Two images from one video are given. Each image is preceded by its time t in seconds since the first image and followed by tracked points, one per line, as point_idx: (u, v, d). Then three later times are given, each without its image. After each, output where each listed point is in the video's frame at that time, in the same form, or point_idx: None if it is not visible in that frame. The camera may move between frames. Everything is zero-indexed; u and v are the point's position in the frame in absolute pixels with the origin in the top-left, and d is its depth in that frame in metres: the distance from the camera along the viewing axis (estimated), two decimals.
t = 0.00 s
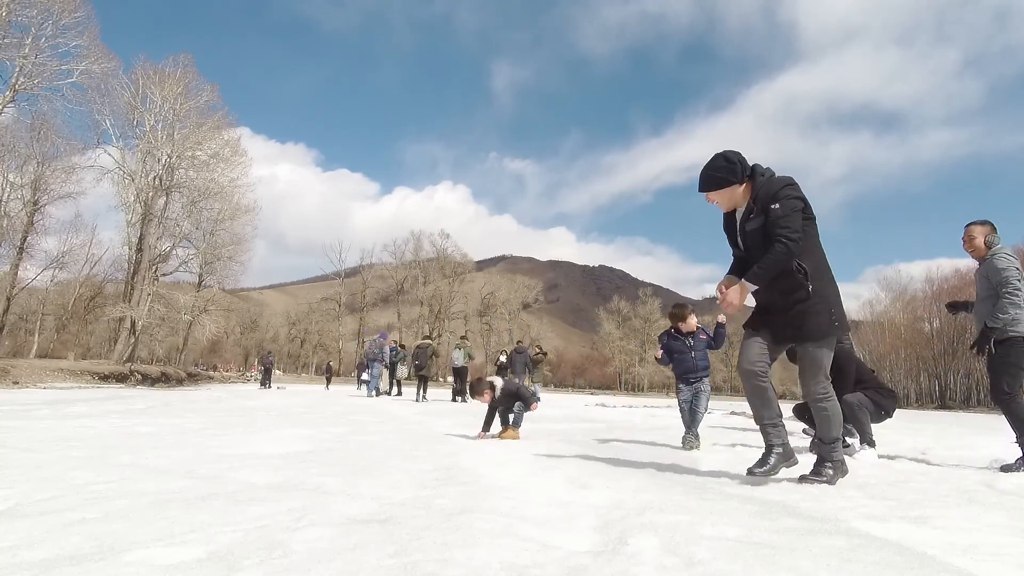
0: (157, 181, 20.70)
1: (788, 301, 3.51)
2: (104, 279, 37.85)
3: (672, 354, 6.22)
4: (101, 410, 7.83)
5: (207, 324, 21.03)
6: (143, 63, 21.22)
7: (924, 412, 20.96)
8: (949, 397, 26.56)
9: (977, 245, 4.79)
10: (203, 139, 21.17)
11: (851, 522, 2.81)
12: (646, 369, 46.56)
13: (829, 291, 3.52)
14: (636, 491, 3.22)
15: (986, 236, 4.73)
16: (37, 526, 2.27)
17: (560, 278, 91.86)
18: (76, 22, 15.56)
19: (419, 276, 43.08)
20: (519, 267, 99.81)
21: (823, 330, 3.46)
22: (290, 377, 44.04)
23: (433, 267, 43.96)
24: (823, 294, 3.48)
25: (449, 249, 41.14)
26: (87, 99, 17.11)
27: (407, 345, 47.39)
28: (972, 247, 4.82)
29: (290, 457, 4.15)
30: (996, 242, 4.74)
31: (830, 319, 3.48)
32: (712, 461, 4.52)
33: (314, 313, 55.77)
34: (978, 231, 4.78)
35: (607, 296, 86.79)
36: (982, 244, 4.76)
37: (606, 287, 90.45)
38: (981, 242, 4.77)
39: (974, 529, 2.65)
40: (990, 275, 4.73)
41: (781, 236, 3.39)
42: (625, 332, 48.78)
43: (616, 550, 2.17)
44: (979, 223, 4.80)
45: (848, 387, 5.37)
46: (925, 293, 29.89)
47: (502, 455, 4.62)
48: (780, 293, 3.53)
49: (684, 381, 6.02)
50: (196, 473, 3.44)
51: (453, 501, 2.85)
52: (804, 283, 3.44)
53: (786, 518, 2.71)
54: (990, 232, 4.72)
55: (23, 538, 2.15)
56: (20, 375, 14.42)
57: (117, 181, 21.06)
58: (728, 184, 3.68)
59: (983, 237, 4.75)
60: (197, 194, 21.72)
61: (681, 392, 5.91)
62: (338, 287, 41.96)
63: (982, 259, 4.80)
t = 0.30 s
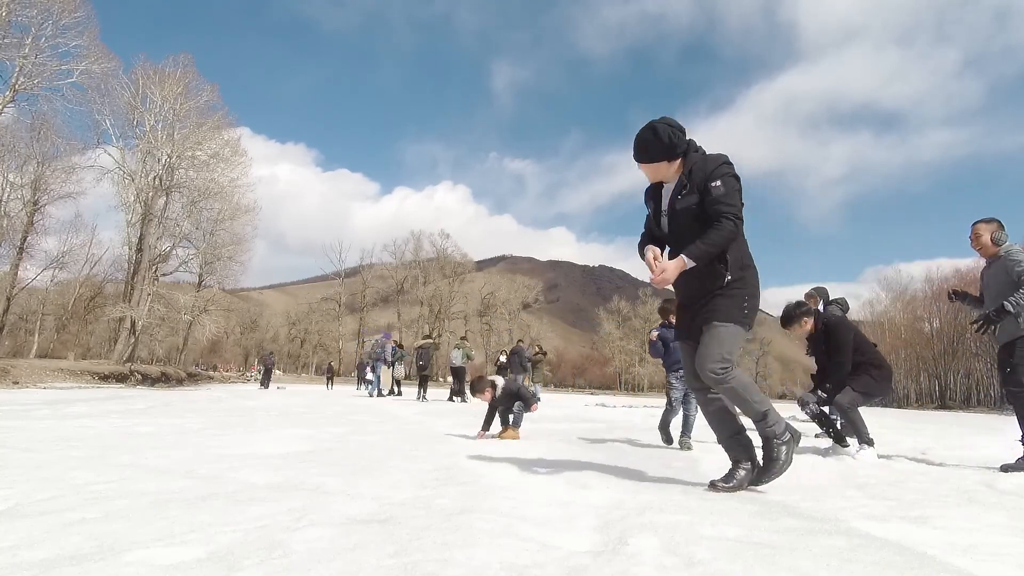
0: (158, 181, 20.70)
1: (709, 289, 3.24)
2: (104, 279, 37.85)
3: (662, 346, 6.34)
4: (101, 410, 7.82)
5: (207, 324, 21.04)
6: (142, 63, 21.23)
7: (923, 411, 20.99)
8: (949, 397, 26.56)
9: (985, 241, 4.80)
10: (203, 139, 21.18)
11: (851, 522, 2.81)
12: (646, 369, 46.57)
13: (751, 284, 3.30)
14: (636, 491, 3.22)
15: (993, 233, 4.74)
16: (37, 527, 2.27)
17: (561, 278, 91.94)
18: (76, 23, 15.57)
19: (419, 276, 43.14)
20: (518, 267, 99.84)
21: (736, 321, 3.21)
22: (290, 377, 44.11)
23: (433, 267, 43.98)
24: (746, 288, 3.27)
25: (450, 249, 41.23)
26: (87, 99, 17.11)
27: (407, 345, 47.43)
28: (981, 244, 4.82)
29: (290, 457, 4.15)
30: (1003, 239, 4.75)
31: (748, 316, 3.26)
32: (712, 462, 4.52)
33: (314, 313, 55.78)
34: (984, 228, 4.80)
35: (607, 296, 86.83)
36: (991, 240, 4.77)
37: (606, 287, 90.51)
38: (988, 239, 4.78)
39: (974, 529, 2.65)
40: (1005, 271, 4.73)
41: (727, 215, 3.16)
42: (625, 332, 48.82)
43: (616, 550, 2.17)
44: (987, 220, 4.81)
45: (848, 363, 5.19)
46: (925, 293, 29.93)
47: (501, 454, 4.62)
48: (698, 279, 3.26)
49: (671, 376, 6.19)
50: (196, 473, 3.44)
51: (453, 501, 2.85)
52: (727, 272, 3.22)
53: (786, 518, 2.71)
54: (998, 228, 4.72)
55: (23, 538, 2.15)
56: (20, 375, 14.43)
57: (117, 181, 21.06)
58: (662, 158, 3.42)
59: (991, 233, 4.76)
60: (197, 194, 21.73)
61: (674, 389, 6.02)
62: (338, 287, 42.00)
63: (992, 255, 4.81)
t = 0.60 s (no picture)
0: (158, 181, 20.70)
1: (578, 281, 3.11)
2: (104, 279, 37.84)
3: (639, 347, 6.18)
4: (100, 410, 7.82)
5: (207, 324, 21.06)
6: (142, 63, 21.25)
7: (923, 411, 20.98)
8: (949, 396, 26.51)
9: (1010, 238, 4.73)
10: (203, 139, 21.16)
11: (851, 522, 2.81)
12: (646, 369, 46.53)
13: (627, 277, 3.03)
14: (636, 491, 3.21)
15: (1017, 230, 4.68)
16: (37, 527, 2.27)
17: (561, 278, 91.96)
18: (76, 23, 15.57)
19: (419, 276, 43.17)
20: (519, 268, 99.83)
21: (598, 317, 2.98)
22: (290, 377, 44.09)
23: (433, 267, 44.00)
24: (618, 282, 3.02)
25: (450, 249, 41.25)
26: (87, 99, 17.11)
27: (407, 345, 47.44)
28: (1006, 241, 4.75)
29: (290, 457, 4.15)
30: None
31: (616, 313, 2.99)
32: (712, 462, 4.52)
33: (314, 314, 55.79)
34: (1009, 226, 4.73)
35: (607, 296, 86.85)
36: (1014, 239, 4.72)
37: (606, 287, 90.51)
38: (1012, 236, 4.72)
39: (975, 529, 2.65)
40: None
41: (581, 201, 2.98)
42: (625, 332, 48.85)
43: (616, 550, 2.17)
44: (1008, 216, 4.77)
45: (843, 322, 5.08)
46: (925, 292, 29.93)
47: (501, 455, 4.61)
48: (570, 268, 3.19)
49: (650, 374, 6.13)
50: (196, 473, 3.44)
51: (453, 501, 2.85)
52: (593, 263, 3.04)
53: (786, 518, 2.71)
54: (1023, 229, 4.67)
55: (22, 538, 2.15)
56: (20, 375, 14.42)
57: (117, 181, 21.07)
58: (561, 135, 3.37)
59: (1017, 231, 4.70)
60: (197, 194, 21.76)
61: (653, 388, 6.02)
62: (338, 287, 42.01)
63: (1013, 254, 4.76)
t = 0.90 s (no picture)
0: (157, 181, 20.72)
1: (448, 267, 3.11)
2: (104, 279, 37.83)
3: (616, 345, 5.99)
4: (100, 409, 7.82)
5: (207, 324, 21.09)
6: (142, 64, 21.26)
7: (923, 410, 20.97)
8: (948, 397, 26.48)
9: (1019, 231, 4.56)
10: (203, 139, 21.16)
11: (851, 522, 2.81)
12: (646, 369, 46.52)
13: (469, 253, 2.88)
14: (636, 490, 3.22)
15: None
16: (37, 526, 2.27)
17: (561, 278, 92.02)
18: (76, 22, 15.58)
19: (419, 276, 43.19)
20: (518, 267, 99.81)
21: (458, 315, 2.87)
22: (291, 377, 44.09)
23: (433, 267, 44.02)
24: (458, 257, 2.90)
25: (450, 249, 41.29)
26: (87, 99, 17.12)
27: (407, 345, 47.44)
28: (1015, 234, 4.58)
29: (290, 457, 4.15)
30: None
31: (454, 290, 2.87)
32: (712, 461, 4.52)
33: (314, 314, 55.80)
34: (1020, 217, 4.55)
35: (607, 296, 86.86)
36: None
37: (607, 287, 90.57)
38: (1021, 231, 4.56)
39: (975, 529, 2.65)
40: None
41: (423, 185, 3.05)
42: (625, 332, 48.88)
43: (616, 550, 2.17)
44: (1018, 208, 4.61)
45: (835, 309, 4.96)
46: (925, 292, 29.93)
47: (501, 455, 4.61)
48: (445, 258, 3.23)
49: (626, 374, 5.91)
50: (196, 473, 3.44)
51: (454, 501, 2.84)
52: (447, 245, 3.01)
53: (786, 518, 2.71)
54: None
55: (22, 538, 2.15)
56: (20, 375, 14.42)
57: (117, 181, 21.08)
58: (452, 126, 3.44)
59: None
60: (197, 194, 21.77)
61: (630, 388, 5.81)
62: (338, 287, 42.03)
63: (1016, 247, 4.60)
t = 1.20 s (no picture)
0: (158, 181, 20.74)
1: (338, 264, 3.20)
2: (104, 279, 37.84)
3: (595, 345, 5.91)
4: (101, 409, 7.82)
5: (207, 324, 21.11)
6: (143, 64, 21.24)
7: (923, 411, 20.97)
8: (949, 396, 26.41)
9: (996, 235, 4.55)
10: (203, 139, 21.13)
11: (851, 522, 2.80)
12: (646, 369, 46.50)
13: (352, 252, 2.99)
14: (635, 491, 3.22)
15: (999, 224, 4.51)
16: (37, 527, 2.27)
17: (561, 278, 92.04)
18: (76, 23, 15.56)
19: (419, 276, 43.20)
20: (518, 268, 99.80)
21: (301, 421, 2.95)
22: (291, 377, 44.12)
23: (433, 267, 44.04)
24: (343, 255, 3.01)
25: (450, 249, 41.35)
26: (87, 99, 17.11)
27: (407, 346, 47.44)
28: (991, 239, 4.58)
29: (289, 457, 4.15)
30: (1009, 233, 4.51)
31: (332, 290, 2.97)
32: (712, 462, 4.52)
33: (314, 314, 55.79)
34: (992, 218, 4.56)
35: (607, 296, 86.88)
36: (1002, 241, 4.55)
37: (607, 287, 90.61)
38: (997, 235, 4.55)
39: (975, 529, 2.65)
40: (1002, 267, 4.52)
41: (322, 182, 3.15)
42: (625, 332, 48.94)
43: (616, 550, 2.17)
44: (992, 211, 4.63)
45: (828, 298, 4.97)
46: (925, 293, 29.92)
47: (502, 455, 4.62)
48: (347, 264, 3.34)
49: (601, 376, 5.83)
50: (196, 473, 3.43)
51: (453, 501, 2.84)
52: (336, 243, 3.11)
53: (786, 519, 2.71)
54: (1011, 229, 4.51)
55: (23, 538, 2.15)
56: (20, 375, 14.43)
57: (117, 181, 21.10)
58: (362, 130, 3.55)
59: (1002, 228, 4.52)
60: (197, 194, 21.78)
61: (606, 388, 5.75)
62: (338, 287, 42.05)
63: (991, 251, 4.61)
